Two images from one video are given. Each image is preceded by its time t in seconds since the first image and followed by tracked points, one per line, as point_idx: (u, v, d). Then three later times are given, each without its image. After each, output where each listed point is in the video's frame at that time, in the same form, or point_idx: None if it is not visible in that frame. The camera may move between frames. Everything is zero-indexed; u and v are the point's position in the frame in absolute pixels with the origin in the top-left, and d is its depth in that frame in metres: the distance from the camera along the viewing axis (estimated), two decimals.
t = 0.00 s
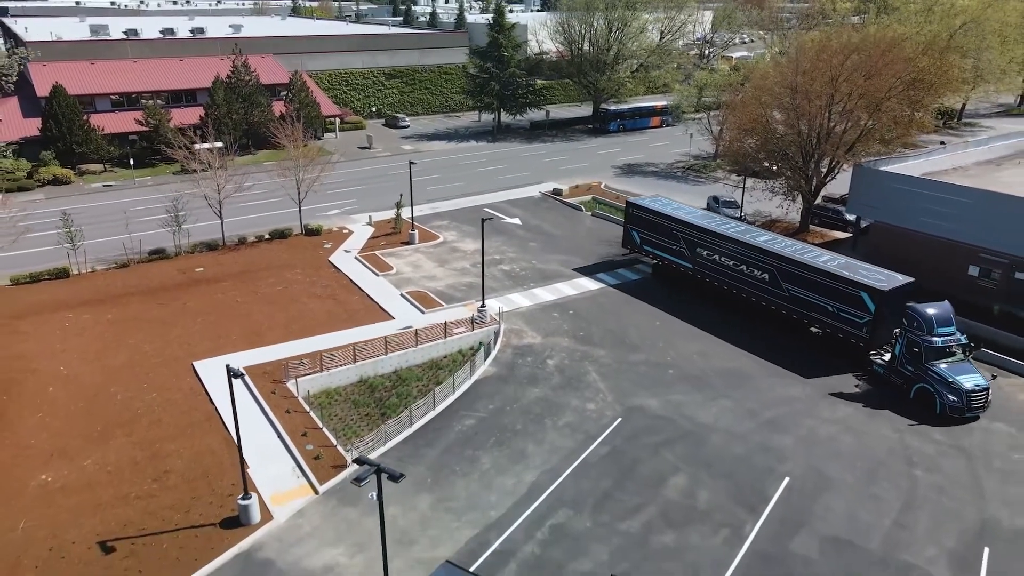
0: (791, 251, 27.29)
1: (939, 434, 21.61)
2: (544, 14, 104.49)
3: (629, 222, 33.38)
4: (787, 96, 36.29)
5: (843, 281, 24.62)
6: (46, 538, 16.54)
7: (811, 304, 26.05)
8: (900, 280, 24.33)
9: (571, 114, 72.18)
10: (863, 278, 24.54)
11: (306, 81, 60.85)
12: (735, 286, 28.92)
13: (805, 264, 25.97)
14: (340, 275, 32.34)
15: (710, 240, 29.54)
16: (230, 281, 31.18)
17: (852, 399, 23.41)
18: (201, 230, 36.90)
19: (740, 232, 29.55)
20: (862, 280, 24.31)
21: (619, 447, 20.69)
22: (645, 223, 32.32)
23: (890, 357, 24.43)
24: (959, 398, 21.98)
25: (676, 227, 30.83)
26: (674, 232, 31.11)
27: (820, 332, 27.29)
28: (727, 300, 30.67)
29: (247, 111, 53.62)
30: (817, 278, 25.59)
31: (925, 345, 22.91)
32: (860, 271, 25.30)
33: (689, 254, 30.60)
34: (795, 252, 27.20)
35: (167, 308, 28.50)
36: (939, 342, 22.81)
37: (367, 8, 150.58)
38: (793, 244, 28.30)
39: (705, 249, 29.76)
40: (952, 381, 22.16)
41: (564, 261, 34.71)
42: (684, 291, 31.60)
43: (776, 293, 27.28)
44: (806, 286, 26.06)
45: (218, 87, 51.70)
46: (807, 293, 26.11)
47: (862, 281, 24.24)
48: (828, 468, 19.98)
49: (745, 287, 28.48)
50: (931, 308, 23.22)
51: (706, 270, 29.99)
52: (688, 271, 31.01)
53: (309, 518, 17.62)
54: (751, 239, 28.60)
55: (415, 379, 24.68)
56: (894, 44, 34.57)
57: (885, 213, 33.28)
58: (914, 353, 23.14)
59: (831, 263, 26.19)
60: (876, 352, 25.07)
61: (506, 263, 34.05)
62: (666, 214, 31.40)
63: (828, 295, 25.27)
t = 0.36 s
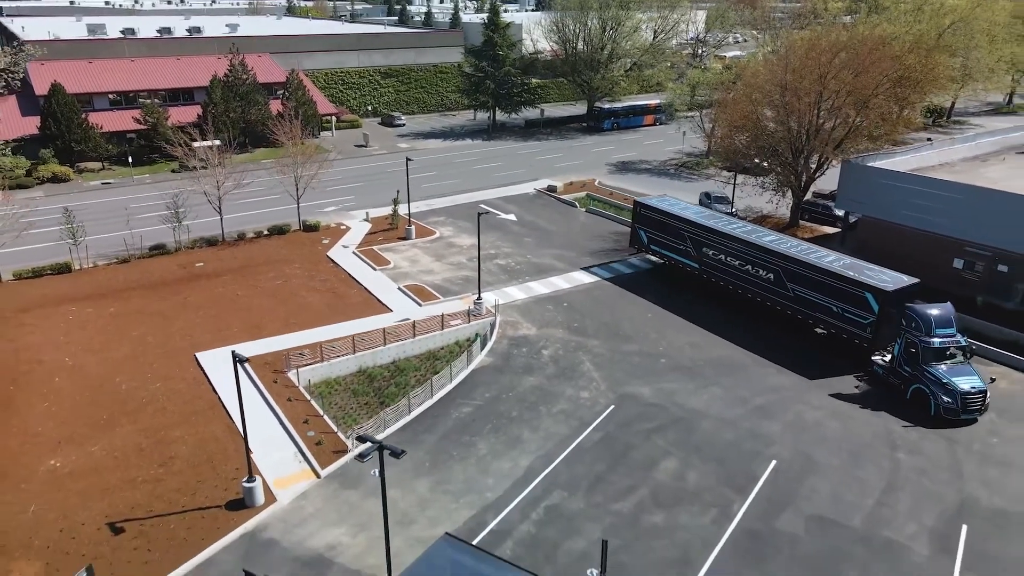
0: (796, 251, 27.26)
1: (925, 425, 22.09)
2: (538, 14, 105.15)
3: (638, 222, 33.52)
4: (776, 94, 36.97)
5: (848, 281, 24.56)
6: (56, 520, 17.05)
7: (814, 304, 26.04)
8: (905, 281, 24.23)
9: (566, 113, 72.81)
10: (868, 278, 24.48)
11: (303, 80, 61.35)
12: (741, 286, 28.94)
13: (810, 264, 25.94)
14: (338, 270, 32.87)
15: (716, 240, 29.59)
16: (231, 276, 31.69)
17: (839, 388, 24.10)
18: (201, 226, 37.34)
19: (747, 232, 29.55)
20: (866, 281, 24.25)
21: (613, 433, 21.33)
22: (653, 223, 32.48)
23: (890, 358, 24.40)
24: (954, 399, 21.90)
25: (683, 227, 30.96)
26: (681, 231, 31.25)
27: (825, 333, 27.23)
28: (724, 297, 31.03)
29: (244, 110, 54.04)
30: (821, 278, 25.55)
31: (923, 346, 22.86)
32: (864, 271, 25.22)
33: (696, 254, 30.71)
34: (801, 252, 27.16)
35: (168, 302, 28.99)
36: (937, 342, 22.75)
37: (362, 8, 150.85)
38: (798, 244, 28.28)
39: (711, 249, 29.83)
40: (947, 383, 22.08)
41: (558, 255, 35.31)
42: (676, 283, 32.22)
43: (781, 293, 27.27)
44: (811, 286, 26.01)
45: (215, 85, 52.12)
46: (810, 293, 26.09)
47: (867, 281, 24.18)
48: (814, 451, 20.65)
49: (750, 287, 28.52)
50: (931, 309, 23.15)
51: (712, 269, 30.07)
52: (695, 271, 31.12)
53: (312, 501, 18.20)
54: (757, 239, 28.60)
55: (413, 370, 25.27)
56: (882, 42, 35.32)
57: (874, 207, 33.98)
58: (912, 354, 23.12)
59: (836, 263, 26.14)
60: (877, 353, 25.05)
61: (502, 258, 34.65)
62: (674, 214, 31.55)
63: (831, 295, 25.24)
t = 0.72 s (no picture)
0: (794, 251, 27.29)
1: (910, 424, 22.08)
2: (527, 14, 105.75)
3: (639, 222, 33.59)
4: (761, 91, 37.73)
5: (844, 280, 24.58)
6: (58, 507, 17.47)
7: (810, 304, 26.07)
8: (901, 281, 24.22)
9: (555, 112, 73.43)
10: (864, 278, 24.52)
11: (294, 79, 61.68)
12: (739, 285, 28.97)
13: (807, 263, 25.98)
14: (332, 265, 33.33)
15: (715, 240, 29.67)
16: (225, 272, 32.08)
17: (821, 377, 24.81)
18: (194, 224, 37.65)
19: (745, 232, 29.57)
20: (862, 280, 24.28)
21: (602, 420, 21.93)
22: (653, 223, 32.53)
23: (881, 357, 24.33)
24: (938, 399, 21.87)
25: (683, 226, 31.04)
26: (681, 231, 31.33)
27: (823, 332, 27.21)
28: (718, 295, 31.07)
29: (236, 109, 54.29)
30: (818, 277, 25.56)
31: (911, 346, 22.77)
32: (861, 271, 25.24)
33: (694, 254, 30.77)
34: (799, 252, 27.19)
35: (164, 297, 29.36)
36: (926, 342, 22.65)
37: (352, 8, 150.95)
38: (797, 244, 28.31)
39: (710, 249, 29.88)
40: (933, 383, 22.03)
41: (548, 251, 35.89)
42: (664, 277, 32.88)
43: (778, 292, 27.31)
44: (807, 286, 26.04)
45: (206, 85, 52.39)
46: (806, 292, 26.14)
47: (863, 281, 24.21)
48: (797, 436, 21.34)
49: (748, 286, 28.56)
50: (922, 308, 22.99)
51: (711, 269, 30.11)
52: (694, 271, 31.16)
53: (310, 486, 18.70)
54: (755, 238, 28.61)
55: (406, 361, 25.80)
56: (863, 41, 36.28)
57: (860, 196, 34.46)
58: (901, 353, 23.06)
59: (833, 263, 26.16)
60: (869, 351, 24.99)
61: (493, 253, 35.22)
62: (674, 213, 31.61)
63: (828, 294, 25.28)
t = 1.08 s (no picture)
0: (790, 250, 27.39)
1: (890, 422, 22.18)
2: (516, 13, 106.43)
3: (639, 220, 33.88)
4: (746, 89, 38.56)
5: (838, 280, 24.75)
6: (63, 492, 17.96)
7: (805, 303, 26.25)
8: (894, 281, 24.33)
9: (544, 111, 74.15)
10: (857, 277, 24.70)
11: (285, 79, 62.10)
12: (735, 284, 29.18)
13: (802, 262, 26.14)
14: (325, 260, 33.86)
15: (712, 239, 29.82)
16: (220, 267, 32.54)
17: (803, 364, 25.62)
18: (188, 221, 38.06)
19: (742, 231, 29.74)
20: (856, 279, 24.45)
21: (591, 406, 22.63)
22: (654, 222, 32.78)
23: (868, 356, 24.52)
24: (918, 397, 22.02)
25: (682, 225, 31.21)
26: (681, 230, 31.48)
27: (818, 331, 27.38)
28: (716, 295, 31.12)
29: (227, 108, 54.64)
30: (813, 277, 25.72)
31: (894, 344, 22.96)
32: (855, 269, 25.38)
33: (693, 252, 30.96)
34: (795, 251, 27.29)
35: (159, 292, 29.79)
36: (910, 341, 22.81)
37: (341, 8, 151.18)
38: (793, 243, 28.46)
39: (708, 248, 30.08)
40: (913, 381, 22.19)
41: (538, 245, 36.57)
42: (651, 269, 33.64)
43: (773, 291, 27.47)
44: (802, 285, 26.22)
45: (198, 84, 52.69)
46: (801, 291, 26.32)
47: (856, 280, 24.39)
48: (779, 420, 22.12)
49: (744, 285, 28.78)
50: (908, 308, 23.17)
51: (709, 267, 30.32)
52: (693, 270, 31.34)
53: (308, 471, 19.28)
54: (752, 238, 28.78)
55: (400, 353, 26.42)
56: (844, 41, 37.11)
57: (842, 188, 35.25)
58: (885, 351, 23.27)
59: (828, 262, 26.30)
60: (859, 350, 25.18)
61: (483, 248, 35.86)
62: (673, 212, 31.80)
63: (822, 293, 25.46)
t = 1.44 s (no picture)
0: (787, 250, 27.45)
1: (869, 419, 22.28)
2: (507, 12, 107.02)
3: (640, 219, 34.02)
4: (732, 87, 39.33)
5: (831, 279, 24.84)
6: (69, 477, 18.46)
7: (800, 302, 26.33)
8: (887, 280, 24.38)
9: (535, 109, 74.80)
10: (850, 276, 24.78)
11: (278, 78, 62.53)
12: (733, 283, 29.27)
13: (798, 261, 26.21)
14: (321, 256, 34.38)
15: (710, 237, 29.91)
16: (217, 262, 33.01)
17: (788, 353, 26.37)
18: (184, 218, 38.50)
19: (740, 230, 29.82)
20: (849, 278, 24.55)
21: (582, 394, 23.30)
22: (655, 220, 32.90)
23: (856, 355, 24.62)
24: (899, 395, 22.09)
25: (681, 224, 31.27)
26: (681, 229, 31.51)
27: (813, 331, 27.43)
28: (717, 295, 31.13)
29: (220, 106, 55.01)
30: (807, 276, 25.78)
31: (878, 343, 23.08)
32: (850, 269, 25.42)
33: (692, 251, 31.04)
34: (792, 250, 27.33)
35: (157, 287, 30.23)
36: (894, 340, 22.90)
37: (331, 8, 151.34)
38: (791, 243, 28.52)
39: (707, 246, 30.17)
40: (894, 379, 22.28)
41: (530, 240, 37.20)
42: (641, 263, 34.37)
43: (769, 289, 27.58)
44: (796, 283, 26.30)
45: (192, 83, 52.99)
46: (796, 290, 26.41)
47: (849, 279, 24.47)
48: (764, 406, 22.85)
49: (740, 284, 28.89)
50: (894, 307, 23.28)
51: (707, 266, 30.41)
52: (693, 268, 31.44)
53: (308, 455, 19.85)
54: (749, 237, 28.85)
55: (395, 344, 27.03)
56: (828, 39, 37.91)
57: (826, 184, 36.10)
58: (869, 349, 23.39)
59: (824, 261, 26.34)
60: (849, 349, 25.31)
61: (476, 243, 36.47)
62: (674, 211, 31.87)
63: (816, 292, 25.54)
